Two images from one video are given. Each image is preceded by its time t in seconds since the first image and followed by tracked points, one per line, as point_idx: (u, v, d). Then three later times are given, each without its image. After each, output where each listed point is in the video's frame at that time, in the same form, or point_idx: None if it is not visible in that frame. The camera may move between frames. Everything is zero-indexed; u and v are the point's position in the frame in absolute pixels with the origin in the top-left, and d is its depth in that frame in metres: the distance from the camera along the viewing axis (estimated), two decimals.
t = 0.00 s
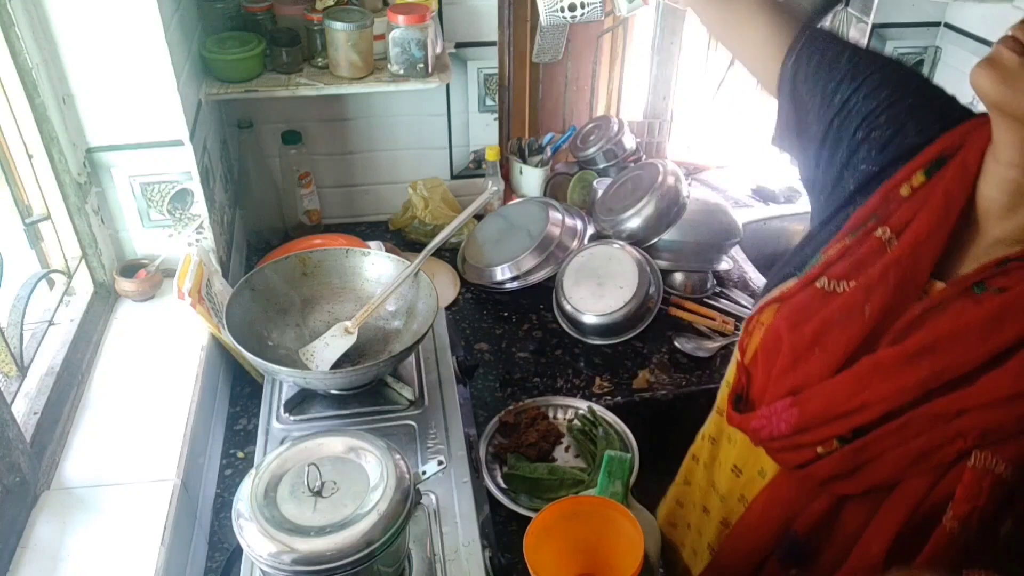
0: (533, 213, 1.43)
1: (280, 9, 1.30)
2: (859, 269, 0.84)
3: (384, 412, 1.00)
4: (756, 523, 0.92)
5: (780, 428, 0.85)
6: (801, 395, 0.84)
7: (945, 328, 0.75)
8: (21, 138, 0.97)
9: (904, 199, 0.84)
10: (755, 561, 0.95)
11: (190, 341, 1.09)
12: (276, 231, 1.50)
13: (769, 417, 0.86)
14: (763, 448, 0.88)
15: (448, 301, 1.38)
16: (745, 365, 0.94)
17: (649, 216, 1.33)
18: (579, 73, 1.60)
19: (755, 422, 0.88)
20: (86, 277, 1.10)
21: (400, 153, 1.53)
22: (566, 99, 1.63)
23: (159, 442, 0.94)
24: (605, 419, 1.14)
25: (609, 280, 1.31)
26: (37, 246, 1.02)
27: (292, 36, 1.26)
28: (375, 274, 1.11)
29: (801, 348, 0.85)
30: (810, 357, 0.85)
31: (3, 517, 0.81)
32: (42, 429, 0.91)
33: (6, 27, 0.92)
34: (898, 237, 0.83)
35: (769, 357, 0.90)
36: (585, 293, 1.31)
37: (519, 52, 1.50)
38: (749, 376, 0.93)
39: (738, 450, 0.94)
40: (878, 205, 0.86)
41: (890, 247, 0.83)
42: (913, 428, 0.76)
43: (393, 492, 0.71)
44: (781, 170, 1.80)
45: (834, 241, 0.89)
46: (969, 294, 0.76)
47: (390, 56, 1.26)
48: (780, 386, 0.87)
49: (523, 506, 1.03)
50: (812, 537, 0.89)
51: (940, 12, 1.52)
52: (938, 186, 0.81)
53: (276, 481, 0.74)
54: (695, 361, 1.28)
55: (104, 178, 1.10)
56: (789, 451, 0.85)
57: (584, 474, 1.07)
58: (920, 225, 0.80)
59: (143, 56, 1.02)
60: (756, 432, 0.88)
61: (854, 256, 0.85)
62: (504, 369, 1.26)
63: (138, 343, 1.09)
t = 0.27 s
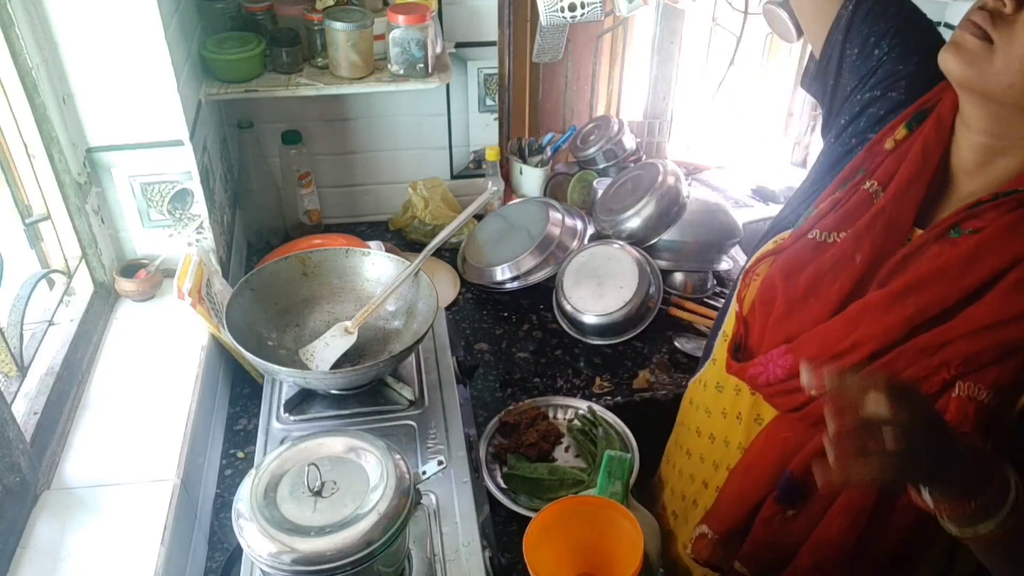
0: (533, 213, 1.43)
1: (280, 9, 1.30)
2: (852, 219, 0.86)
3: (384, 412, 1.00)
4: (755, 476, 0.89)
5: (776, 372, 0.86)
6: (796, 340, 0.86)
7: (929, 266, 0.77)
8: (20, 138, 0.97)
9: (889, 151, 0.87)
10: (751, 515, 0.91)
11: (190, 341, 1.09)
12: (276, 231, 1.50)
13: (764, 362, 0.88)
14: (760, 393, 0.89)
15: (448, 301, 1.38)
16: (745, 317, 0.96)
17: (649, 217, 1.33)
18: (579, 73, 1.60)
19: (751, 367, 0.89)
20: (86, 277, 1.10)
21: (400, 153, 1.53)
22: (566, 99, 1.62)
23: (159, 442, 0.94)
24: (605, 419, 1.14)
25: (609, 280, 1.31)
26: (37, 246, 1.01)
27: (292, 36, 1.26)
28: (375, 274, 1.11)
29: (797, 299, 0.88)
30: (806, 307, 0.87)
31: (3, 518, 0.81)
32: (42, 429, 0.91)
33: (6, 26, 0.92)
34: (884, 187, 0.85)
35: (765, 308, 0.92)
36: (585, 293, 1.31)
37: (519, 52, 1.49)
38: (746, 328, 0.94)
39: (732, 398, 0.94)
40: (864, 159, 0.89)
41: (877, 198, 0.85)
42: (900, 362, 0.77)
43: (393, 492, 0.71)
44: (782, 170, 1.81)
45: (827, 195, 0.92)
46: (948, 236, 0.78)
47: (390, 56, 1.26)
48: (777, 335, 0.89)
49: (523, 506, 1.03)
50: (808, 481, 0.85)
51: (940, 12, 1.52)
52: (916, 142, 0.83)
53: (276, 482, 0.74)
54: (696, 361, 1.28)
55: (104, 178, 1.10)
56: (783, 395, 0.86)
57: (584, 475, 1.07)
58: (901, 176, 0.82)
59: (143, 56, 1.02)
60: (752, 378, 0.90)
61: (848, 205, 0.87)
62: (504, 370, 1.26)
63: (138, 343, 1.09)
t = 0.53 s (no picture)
0: (533, 213, 1.43)
1: (280, 9, 1.30)
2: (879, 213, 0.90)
3: (385, 412, 1.00)
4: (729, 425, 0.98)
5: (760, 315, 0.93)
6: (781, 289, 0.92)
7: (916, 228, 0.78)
8: (20, 138, 0.97)
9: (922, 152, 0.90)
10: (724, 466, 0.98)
11: (190, 341, 1.09)
12: (276, 231, 1.50)
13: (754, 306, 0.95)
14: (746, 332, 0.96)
15: (448, 301, 1.38)
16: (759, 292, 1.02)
17: (649, 217, 1.33)
18: (579, 73, 1.60)
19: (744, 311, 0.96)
20: (86, 277, 1.10)
21: (400, 153, 1.53)
22: (566, 99, 1.62)
23: (159, 442, 0.94)
24: (605, 419, 1.14)
25: (609, 280, 1.31)
26: (37, 246, 1.01)
27: (292, 36, 1.26)
28: (375, 274, 1.11)
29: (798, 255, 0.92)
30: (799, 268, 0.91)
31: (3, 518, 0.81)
32: (42, 429, 0.91)
33: (6, 26, 0.92)
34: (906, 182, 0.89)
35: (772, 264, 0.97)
36: (585, 293, 1.31)
37: (519, 53, 1.47)
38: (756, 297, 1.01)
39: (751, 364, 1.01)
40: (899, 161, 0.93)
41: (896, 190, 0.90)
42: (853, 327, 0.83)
43: (393, 492, 0.71)
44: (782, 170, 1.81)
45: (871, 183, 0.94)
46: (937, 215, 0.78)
47: (391, 56, 1.26)
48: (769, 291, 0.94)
49: (523, 506, 1.03)
50: (772, 434, 0.92)
51: (940, 12, 1.52)
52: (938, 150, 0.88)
53: (276, 482, 0.74)
54: (696, 361, 1.28)
55: (104, 178, 1.10)
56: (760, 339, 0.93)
57: (584, 475, 1.07)
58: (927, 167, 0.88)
59: (143, 56, 1.02)
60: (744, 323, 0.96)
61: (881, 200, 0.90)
62: (504, 370, 1.26)
63: (138, 343, 1.09)
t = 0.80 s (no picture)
0: (533, 213, 1.43)
1: (280, 9, 1.30)
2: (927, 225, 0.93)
3: (385, 412, 1.00)
4: (749, 431, 0.99)
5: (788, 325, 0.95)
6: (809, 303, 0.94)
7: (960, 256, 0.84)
8: (21, 138, 0.97)
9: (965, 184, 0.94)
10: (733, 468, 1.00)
11: (190, 341, 1.09)
12: (276, 231, 1.50)
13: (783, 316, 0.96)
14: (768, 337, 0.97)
15: (448, 301, 1.38)
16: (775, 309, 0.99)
17: (649, 217, 1.33)
18: (579, 73, 1.60)
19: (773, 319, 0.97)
20: (86, 277, 1.10)
21: (400, 153, 1.53)
22: (566, 99, 1.63)
23: (159, 442, 0.94)
24: (605, 419, 1.14)
25: (608, 280, 1.31)
26: (37, 246, 1.01)
27: (292, 36, 1.26)
28: (375, 274, 1.11)
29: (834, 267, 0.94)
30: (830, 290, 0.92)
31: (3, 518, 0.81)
32: (42, 429, 0.91)
33: (6, 26, 0.92)
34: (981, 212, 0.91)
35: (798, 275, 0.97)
36: (585, 293, 1.31)
37: (519, 55, 1.49)
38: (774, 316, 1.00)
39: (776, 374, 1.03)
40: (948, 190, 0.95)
41: (972, 217, 0.91)
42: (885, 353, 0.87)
43: (393, 492, 0.71)
44: (782, 170, 1.81)
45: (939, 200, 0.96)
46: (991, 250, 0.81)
47: (390, 56, 1.26)
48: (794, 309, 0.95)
49: (523, 506, 1.03)
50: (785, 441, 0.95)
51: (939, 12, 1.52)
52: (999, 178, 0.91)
53: (276, 481, 0.74)
54: (696, 361, 1.27)
55: (104, 178, 1.10)
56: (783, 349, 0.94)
57: (584, 475, 1.08)
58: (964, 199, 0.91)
59: (143, 56, 1.02)
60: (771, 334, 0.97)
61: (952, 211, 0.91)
62: (504, 370, 1.26)
63: (138, 343, 1.09)
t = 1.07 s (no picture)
0: (533, 213, 1.43)
1: (280, 9, 1.30)
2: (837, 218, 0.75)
3: (385, 412, 1.00)
4: (754, 468, 0.83)
5: (790, 362, 0.77)
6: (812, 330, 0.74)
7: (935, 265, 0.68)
8: (20, 138, 0.97)
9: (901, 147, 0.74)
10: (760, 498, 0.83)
11: (190, 342, 1.09)
12: (276, 231, 1.50)
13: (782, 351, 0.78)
14: (772, 383, 0.80)
15: (448, 301, 1.38)
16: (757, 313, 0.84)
17: (649, 216, 1.33)
18: (579, 73, 1.60)
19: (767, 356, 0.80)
20: (86, 277, 1.10)
21: (400, 153, 1.53)
22: (566, 99, 1.63)
23: (159, 442, 0.94)
24: (605, 419, 1.14)
25: (609, 280, 1.31)
26: (37, 246, 1.01)
27: (292, 36, 1.26)
28: (375, 274, 1.11)
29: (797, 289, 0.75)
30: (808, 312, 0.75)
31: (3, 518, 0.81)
32: (42, 429, 0.91)
33: (6, 27, 0.92)
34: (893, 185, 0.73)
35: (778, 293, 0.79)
36: (586, 293, 1.31)
37: (519, 55, 1.50)
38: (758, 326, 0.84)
39: (755, 393, 0.87)
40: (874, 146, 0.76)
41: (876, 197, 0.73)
42: (910, 356, 0.66)
43: (393, 492, 0.71)
44: (782, 171, 1.79)
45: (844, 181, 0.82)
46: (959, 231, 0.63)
47: (391, 56, 1.27)
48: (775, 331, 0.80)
49: (523, 506, 1.03)
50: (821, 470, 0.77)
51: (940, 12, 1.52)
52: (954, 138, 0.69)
53: (276, 481, 0.74)
54: (696, 361, 1.28)
55: (104, 178, 1.10)
56: (799, 383, 0.77)
57: (584, 475, 1.07)
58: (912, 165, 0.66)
59: (143, 56, 1.02)
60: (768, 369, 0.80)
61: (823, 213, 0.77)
62: (504, 370, 1.26)
63: (138, 343, 1.09)
